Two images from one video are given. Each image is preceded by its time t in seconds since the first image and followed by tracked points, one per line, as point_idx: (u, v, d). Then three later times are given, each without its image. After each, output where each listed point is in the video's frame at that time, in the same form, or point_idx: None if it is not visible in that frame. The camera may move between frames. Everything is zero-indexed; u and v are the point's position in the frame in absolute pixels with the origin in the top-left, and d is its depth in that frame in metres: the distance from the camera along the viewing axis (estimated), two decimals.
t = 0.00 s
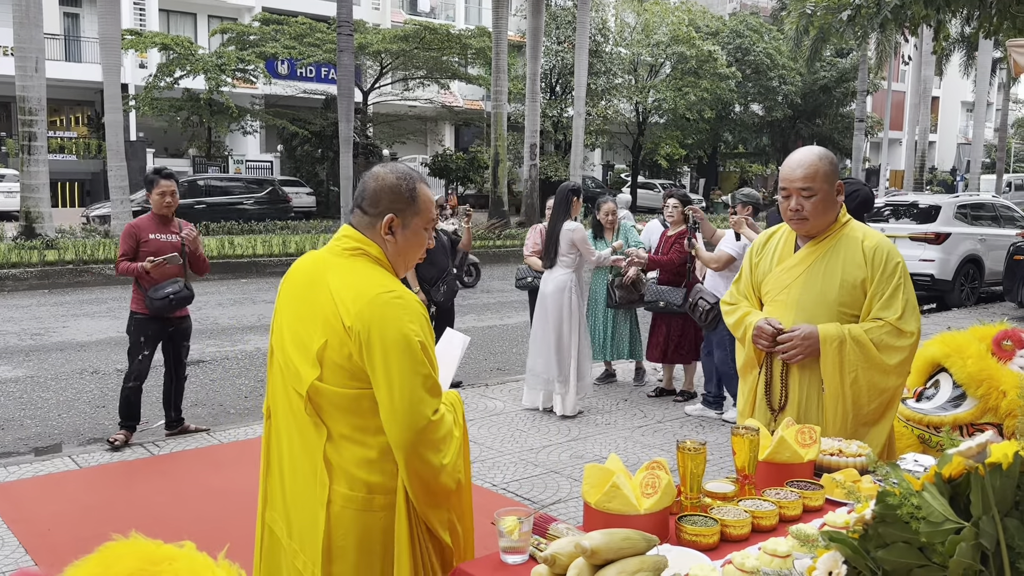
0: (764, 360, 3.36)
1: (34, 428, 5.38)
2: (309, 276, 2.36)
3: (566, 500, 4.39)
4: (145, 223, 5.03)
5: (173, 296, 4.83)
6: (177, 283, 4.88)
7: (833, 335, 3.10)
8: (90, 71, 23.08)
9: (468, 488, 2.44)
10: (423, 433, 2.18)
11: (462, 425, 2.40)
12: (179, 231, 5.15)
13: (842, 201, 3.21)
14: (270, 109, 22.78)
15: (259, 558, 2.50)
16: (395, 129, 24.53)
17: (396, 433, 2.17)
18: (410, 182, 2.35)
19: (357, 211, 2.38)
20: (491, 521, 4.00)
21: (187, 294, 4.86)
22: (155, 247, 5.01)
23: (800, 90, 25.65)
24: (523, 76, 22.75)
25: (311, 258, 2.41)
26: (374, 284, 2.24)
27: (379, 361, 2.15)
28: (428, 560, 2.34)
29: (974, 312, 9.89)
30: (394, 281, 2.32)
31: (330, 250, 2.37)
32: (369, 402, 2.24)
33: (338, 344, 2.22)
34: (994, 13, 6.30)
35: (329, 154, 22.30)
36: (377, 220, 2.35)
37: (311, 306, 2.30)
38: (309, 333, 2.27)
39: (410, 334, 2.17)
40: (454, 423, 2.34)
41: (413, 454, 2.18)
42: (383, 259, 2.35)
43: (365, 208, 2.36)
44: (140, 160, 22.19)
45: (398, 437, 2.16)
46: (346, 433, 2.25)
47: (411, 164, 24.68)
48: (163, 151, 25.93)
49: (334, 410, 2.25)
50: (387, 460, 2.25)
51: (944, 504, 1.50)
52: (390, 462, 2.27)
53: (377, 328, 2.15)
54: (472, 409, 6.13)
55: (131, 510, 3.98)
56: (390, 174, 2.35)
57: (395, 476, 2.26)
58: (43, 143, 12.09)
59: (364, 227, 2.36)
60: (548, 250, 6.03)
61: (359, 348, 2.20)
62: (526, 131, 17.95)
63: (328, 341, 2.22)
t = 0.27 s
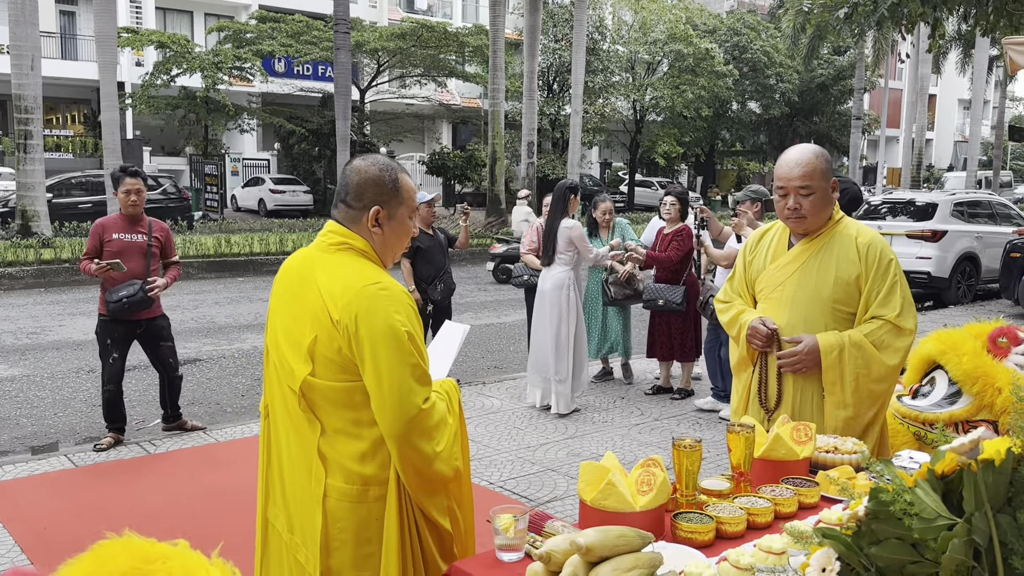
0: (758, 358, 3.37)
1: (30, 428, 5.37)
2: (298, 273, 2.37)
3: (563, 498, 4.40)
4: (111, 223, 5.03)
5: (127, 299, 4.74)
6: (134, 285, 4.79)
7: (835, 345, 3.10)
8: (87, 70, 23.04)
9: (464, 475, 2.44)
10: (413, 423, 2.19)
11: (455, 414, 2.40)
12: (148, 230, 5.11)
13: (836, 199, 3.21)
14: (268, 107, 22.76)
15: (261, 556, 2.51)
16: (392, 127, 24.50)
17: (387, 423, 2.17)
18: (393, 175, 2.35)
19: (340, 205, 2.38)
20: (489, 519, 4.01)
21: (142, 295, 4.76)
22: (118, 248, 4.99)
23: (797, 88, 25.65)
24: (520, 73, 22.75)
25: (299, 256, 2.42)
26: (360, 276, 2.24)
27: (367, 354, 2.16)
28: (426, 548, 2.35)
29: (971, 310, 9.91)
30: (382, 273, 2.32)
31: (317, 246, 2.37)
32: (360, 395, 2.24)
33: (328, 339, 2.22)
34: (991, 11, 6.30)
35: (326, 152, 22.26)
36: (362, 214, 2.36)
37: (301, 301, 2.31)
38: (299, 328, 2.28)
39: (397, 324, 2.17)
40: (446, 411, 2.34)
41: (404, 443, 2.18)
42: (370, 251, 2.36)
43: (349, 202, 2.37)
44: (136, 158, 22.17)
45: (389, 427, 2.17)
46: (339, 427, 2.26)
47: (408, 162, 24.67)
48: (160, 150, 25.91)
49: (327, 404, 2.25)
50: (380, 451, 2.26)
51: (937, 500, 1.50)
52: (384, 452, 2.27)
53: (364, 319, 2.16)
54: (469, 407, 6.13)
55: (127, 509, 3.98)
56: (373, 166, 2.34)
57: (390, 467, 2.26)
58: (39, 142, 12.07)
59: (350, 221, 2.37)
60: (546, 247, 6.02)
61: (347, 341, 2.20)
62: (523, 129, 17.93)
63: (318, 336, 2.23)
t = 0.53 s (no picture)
0: (753, 357, 3.39)
1: (24, 427, 5.35)
2: (286, 272, 2.38)
3: (559, 496, 4.40)
4: (86, 220, 4.89)
5: (81, 302, 4.66)
6: (87, 286, 4.69)
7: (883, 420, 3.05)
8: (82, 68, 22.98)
9: (456, 471, 2.44)
10: (400, 419, 2.19)
11: (446, 410, 2.40)
12: (120, 226, 4.89)
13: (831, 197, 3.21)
14: (264, 105, 22.73)
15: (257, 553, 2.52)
16: (388, 125, 24.49)
17: (374, 419, 2.18)
18: (379, 173, 2.37)
19: (328, 201, 2.40)
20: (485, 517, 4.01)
21: (95, 298, 4.64)
22: (89, 247, 4.85)
23: (793, 86, 25.69)
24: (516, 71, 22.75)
25: (289, 254, 2.44)
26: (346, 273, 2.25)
27: (353, 350, 2.16)
28: (417, 543, 2.34)
29: (966, 308, 9.93)
30: (369, 270, 2.33)
31: (305, 244, 2.38)
32: (348, 391, 2.24)
33: (316, 337, 2.23)
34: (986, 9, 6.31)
35: (322, 151, 22.22)
36: (350, 210, 2.38)
37: (289, 300, 2.32)
38: (289, 326, 2.29)
39: (382, 320, 2.17)
40: (436, 407, 2.34)
41: (391, 440, 2.19)
42: (357, 247, 2.37)
43: (338, 197, 2.38)
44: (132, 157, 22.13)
45: (377, 423, 2.17)
46: (328, 423, 2.27)
47: (405, 160, 24.66)
48: (156, 148, 25.87)
49: (316, 401, 2.26)
50: (370, 447, 2.26)
51: (929, 497, 1.51)
52: (372, 448, 2.27)
53: (350, 315, 2.17)
54: (466, 405, 6.12)
55: (123, 508, 3.97)
56: (360, 162, 2.36)
57: (378, 462, 2.27)
58: (34, 140, 12.03)
59: (339, 218, 2.38)
60: (544, 245, 6.01)
61: (334, 337, 2.21)
62: (520, 127, 17.92)
63: (307, 334, 2.24)
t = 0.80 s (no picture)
0: (748, 356, 3.39)
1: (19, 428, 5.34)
2: (277, 270, 2.37)
3: (555, 494, 4.41)
4: (64, 222, 4.80)
5: (57, 302, 4.57)
6: (64, 287, 4.60)
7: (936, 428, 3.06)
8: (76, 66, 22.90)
9: (449, 470, 2.44)
10: (388, 418, 2.19)
11: (436, 410, 2.40)
12: (98, 229, 4.78)
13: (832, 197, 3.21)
14: (258, 104, 22.69)
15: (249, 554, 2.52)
16: (384, 123, 24.45)
17: (362, 418, 2.18)
18: (374, 172, 2.38)
19: (323, 201, 2.40)
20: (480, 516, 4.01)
21: (70, 299, 4.54)
22: (66, 249, 4.76)
23: (788, 85, 25.72)
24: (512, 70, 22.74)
25: (280, 253, 2.43)
26: (337, 272, 2.25)
27: (343, 349, 2.16)
28: (407, 541, 2.35)
29: (961, 306, 9.97)
30: (360, 270, 2.33)
31: (296, 243, 2.38)
32: (338, 390, 2.25)
33: (307, 335, 2.23)
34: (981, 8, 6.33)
35: (317, 149, 22.13)
36: (347, 210, 2.38)
37: (279, 299, 2.32)
38: (279, 325, 2.29)
39: (370, 318, 2.18)
40: (427, 406, 2.34)
41: (380, 438, 2.19)
42: (348, 245, 2.37)
43: (335, 195, 2.38)
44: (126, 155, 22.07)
45: (365, 422, 2.17)
46: (318, 422, 2.27)
47: (400, 159, 24.62)
48: (150, 146, 25.81)
49: (306, 400, 2.26)
50: (360, 445, 2.27)
51: (926, 494, 1.51)
52: (362, 447, 2.28)
53: (340, 315, 2.17)
54: (461, 403, 6.12)
55: (119, 507, 3.96)
56: (355, 162, 2.37)
57: (369, 461, 2.27)
58: (28, 138, 11.99)
59: (336, 217, 2.39)
60: (542, 243, 6.00)
61: (324, 336, 2.21)
62: (515, 125, 17.91)
63: (297, 333, 2.24)
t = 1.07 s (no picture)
0: (747, 355, 3.39)
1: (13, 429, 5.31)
2: (270, 270, 2.37)
3: (551, 493, 4.41)
4: (36, 219, 4.64)
5: (30, 307, 4.42)
6: (36, 290, 4.45)
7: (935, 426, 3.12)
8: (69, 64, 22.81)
9: (444, 470, 2.43)
10: (380, 417, 2.18)
11: (431, 410, 2.39)
12: (71, 228, 4.64)
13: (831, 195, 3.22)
14: (252, 102, 22.63)
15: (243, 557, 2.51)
16: (378, 122, 24.41)
17: (354, 418, 2.17)
18: (368, 170, 2.38)
19: (319, 200, 2.40)
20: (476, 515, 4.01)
21: (44, 303, 4.40)
22: (37, 248, 4.61)
23: (783, 83, 25.76)
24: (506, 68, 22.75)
25: (273, 252, 2.42)
26: (331, 272, 2.24)
27: (336, 349, 2.16)
28: (401, 541, 2.35)
29: (954, 304, 10.00)
30: (353, 269, 2.32)
31: (290, 243, 2.37)
32: (332, 391, 2.24)
33: (298, 334, 2.23)
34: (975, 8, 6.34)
35: (312, 148, 22.05)
36: (342, 209, 2.38)
37: (273, 298, 2.31)
38: (272, 327, 2.28)
39: (362, 318, 2.17)
40: (420, 406, 2.34)
41: (372, 438, 2.18)
42: (342, 244, 2.37)
43: (330, 194, 2.38)
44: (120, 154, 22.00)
45: (357, 422, 2.17)
46: (311, 423, 2.27)
47: (394, 157, 24.58)
48: (144, 145, 25.74)
49: (299, 401, 2.26)
50: (353, 445, 2.26)
51: (923, 495, 1.51)
52: (355, 447, 2.27)
53: (332, 314, 2.16)
54: (457, 403, 6.12)
55: (114, 507, 3.95)
56: (350, 161, 2.37)
57: (362, 461, 2.27)
58: (21, 136, 11.93)
59: (333, 217, 2.38)
60: (540, 242, 5.99)
61: (316, 335, 2.20)
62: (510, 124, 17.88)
63: (288, 332, 2.23)
